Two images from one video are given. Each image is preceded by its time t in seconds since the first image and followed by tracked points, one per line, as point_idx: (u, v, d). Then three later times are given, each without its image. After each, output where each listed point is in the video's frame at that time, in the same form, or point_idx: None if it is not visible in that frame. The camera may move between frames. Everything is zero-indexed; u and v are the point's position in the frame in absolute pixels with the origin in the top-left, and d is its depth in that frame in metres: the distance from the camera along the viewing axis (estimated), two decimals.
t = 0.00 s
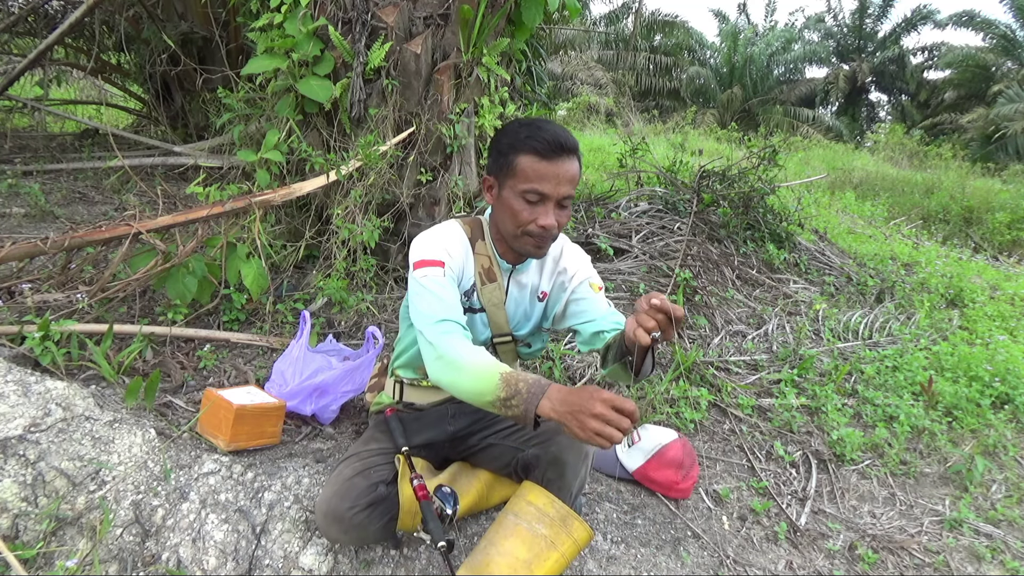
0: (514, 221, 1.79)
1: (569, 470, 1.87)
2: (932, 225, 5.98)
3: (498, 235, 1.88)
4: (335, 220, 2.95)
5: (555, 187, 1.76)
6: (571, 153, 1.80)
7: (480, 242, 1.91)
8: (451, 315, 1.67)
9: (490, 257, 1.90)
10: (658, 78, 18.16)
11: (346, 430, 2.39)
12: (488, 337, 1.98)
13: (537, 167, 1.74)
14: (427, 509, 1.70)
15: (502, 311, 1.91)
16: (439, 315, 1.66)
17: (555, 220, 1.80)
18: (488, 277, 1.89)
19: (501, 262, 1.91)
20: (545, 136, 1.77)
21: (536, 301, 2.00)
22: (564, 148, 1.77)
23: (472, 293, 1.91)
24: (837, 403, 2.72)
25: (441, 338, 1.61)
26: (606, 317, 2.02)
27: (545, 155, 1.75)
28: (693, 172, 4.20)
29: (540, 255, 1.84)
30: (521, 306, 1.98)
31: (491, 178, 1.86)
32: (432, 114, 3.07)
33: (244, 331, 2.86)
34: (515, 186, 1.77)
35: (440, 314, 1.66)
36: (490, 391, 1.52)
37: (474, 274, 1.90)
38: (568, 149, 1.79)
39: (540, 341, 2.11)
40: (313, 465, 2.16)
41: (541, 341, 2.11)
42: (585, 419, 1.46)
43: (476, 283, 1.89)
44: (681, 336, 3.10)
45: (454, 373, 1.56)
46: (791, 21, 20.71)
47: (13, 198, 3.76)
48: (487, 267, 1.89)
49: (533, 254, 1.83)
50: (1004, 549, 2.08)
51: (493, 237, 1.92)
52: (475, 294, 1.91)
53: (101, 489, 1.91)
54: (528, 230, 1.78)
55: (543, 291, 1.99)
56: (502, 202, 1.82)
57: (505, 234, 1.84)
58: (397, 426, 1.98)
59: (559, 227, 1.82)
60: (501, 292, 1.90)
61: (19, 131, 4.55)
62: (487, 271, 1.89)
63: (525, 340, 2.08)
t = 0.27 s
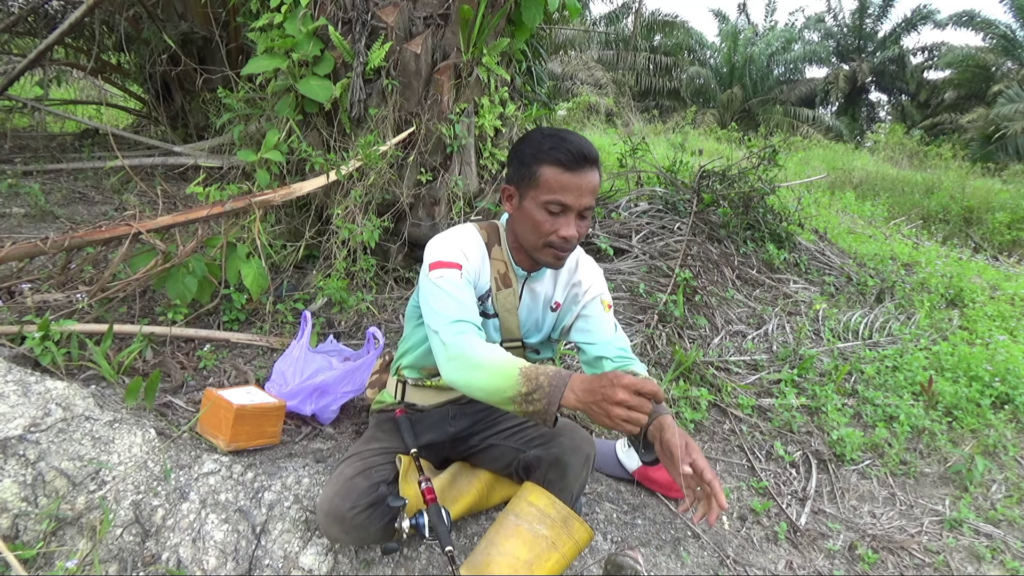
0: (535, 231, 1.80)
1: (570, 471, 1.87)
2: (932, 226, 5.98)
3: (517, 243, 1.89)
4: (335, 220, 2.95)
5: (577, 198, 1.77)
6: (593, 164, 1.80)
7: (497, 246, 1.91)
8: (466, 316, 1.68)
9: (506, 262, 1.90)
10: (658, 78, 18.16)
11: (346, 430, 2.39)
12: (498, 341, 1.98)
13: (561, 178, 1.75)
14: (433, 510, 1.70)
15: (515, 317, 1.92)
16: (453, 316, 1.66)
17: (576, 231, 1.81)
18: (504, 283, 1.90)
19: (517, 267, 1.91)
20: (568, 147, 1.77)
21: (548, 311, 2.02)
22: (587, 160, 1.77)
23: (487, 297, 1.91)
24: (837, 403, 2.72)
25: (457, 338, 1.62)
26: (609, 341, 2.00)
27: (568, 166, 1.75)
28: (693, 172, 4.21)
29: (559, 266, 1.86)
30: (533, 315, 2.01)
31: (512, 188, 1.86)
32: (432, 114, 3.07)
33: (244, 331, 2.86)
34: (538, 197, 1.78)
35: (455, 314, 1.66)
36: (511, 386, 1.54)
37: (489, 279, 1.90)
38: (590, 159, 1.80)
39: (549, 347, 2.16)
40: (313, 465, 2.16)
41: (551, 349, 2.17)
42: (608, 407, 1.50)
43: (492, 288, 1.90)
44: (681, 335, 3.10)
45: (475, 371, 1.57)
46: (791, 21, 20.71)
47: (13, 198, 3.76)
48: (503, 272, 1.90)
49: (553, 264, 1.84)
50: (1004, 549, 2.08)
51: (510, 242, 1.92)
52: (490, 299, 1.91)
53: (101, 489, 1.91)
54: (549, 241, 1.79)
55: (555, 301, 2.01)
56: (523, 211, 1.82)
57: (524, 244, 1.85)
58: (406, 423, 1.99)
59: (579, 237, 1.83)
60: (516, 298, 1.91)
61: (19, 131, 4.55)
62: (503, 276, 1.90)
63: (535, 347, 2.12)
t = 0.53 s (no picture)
0: (539, 231, 1.80)
1: (572, 472, 1.87)
2: (932, 226, 5.98)
3: (520, 243, 1.90)
4: (336, 220, 2.95)
5: (580, 196, 1.77)
6: (596, 162, 1.81)
7: (500, 245, 1.92)
8: (470, 314, 1.68)
9: (510, 261, 1.91)
10: (658, 78, 18.16)
11: (346, 430, 2.39)
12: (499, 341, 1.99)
13: (563, 177, 1.76)
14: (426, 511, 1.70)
15: (517, 316, 1.94)
16: (457, 314, 1.66)
17: (579, 230, 1.81)
18: (507, 281, 1.91)
19: (521, 267, 1.92)
20: (570, 146, 1.79)
21: (550, 311, 2.01)
22: (589, 158, 1.78)
23: (490, 295, 1.91)
24: (837, 403, 2.72)
25: (461, 335, 1.62)
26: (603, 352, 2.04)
27: (570, 165, 1.76)
28: (693, 172, 4.21)
29: (563, 265, 1.86)
30: (536, 314, 2.00)
31: (515, 188, 1.88)
32: (432, 114, 3.07)
33: (244, 331, 2.86)
34: (541, 196, 1.79)
35: (459, 312, 1.66)
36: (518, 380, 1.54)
37: (493, 278, 1.90)
38: (592, 158, 1.81)
39: (550, 349, 2.16)
40: (313, 465, 2.16)
41: (551, 352, 2.16)
42: (617, 396, 1.49)
43: (495, 287, 1.90)
44: (681, 336, 3.10)
45: (480, 367, 1.56)
46: (791, 21, 20.71)
47: (13, 198, 3.76)
48: (507, 271, 1.90)
49: (557, 263, 1.84)
50: (1004, 549, 2.08)
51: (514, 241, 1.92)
52: (493, 298, 1.91)
53: (101, 489, 1.91)
54: (552, 240, 1.80)
55: (558, 303, 2.01)
56: (526, 211, 1.83)
57: (528, 244, 1.85)
58: (400, 424, 1.99)
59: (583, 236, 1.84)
60: (518, 297, 1.92)
61: (19, 131, 4.55)
62: (506, 275, 1.90)
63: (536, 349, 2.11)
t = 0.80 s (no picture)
0: (524, 215, 1.82)
1: (570, 472, 1.87)
2: (932, 226, 5.98)
3: (510, 232, 1.90)
4: (335, 220, 2.95)
5: (562, 176, 1.78)
6: (574, 143, 1.83)
7: (493, 235, 1.92)
8: (464, 291, 1.68)
9: (502, 250, 1.91)
10: (658, 78, 18.16)
11: (346, 430, 2.39)
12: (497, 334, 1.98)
13: (542, 159, 1.78)
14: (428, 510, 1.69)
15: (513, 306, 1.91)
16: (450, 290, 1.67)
17: (565, 210, 1.82)
18: (501, 271, 1.90)
19: (513, 256, 1.93)
20: (548, 129, 1.81)
21: (545, 298, 2.03)
22: (566, 139, 1.80)
23: (484, 285, 1.90)
24: (837, 403, 2.72)
25: (454, 308, 1.62)
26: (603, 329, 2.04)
27: (548, 147, 1.78)
28: (693, 172, 4.21)
29: (553, 248, 1.85)
30: (531, 302, 2.02)
31: (500, 178, 1.90)
32: (432, 114, 3.07)
33: (244, 331, 2.86)
34: (523, 180, 1.81)
35: (453, 289, 1.67)
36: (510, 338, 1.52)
37: (486, 267, 1.89)
38: (571, 140, 1.83)
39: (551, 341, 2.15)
40: (313, 465, 2.16)
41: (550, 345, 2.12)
42: (609, 339, 1.48)
43: (489, 276, 1.89)
44: (681, 336, 3.10)
45: (473, 334, 1.55)
46: (791, 21, 20.72)
47: (13, 198, 3.76)
48: (500, 260, 1.90)
49: (546, 247, 1.84)
50: (1004, 549, 2.08)
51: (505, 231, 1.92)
52: (487, 287, 1.90)
53: (101, 489, 1.91)
54: (540, 223, 1.80)
55: (552, 290, 2.02)
56: (511, 198, 1.85)
57: (516, 230, 1.86)
58: (403, 422, 1.99)
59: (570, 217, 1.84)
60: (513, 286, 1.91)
61: (19, 131, 4.55)
62: (500, 265, 1.90)
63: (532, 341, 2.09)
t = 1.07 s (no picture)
0: (492, 198, 1.84)
1: (570, 472, 1.90)
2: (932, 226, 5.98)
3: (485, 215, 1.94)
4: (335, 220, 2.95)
5: (523, 155, 1.79)
6: (534, 122, 1.84)
7: (473, 224, 1.98)
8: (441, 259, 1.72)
9: (483, 237, 1.97)
10: (658, 78, 18.16)
11: (347, 430, 2.39)
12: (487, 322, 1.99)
13: (501, 141, 1.79)
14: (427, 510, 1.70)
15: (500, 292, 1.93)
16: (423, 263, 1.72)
17: (532, 188, 1.82)
18: (482, 257, 1.95)
19: (493, 242, 1.98)
20: (506, 111, 1.82)
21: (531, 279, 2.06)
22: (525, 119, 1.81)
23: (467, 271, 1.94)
24: (837, 403, 2.72)
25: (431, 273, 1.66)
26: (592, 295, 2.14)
27: (507, 128, 1.80)
28: (693, 172, 4.21)
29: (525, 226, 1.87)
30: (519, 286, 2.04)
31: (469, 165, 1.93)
32: (432, 114, 3.07)
33: (244, 331, 2.86)
34: (487, 164, 1.83)
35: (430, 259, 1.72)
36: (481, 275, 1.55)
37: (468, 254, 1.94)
38: (530, 119, 1.84)
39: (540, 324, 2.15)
40: (313, 465, 2.16)
41: (540, 326, 2.11)
42: (575, 252, 1.47)
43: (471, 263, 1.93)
44: (681, 336, 3.10)
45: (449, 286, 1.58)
46: (791, 20, 20.71)
47: (13, 198, 3.76)
48: (481, 246, 1.96)
49: (517, 225, 1.86)
50: (1004, 549, 2.08)
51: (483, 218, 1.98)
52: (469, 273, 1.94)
53: (101, 489, 1.91)
54: (507, 203, 1.81)
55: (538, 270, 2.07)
56: (479, 183, 1.88)
57: (488, 213, 1.89)
58: (402, 422, 1.98)
59: (537, 194, 1.84)
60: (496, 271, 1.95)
61: (19, 131, 4.55)
62: (481, 251, 1.95)
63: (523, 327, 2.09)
